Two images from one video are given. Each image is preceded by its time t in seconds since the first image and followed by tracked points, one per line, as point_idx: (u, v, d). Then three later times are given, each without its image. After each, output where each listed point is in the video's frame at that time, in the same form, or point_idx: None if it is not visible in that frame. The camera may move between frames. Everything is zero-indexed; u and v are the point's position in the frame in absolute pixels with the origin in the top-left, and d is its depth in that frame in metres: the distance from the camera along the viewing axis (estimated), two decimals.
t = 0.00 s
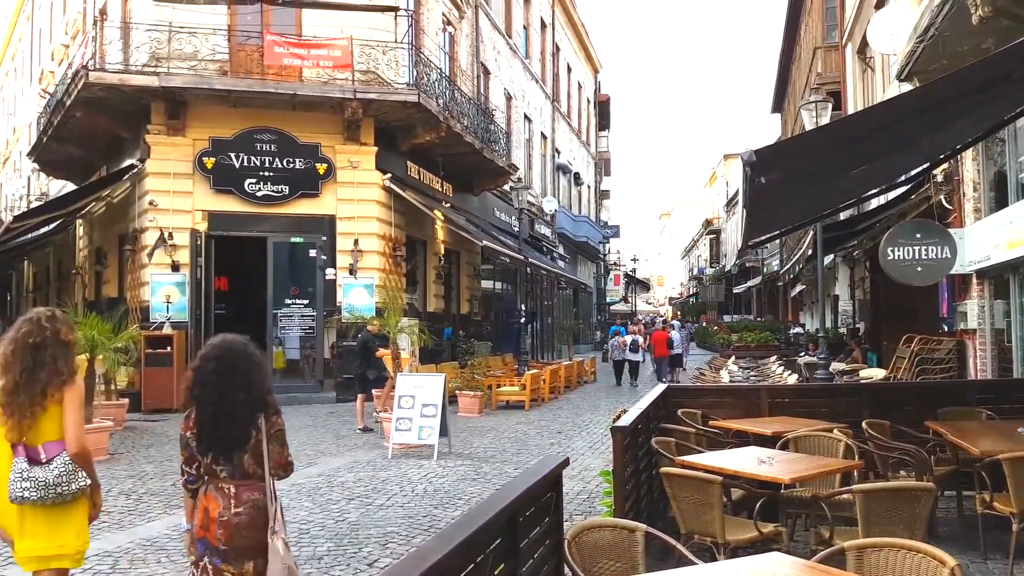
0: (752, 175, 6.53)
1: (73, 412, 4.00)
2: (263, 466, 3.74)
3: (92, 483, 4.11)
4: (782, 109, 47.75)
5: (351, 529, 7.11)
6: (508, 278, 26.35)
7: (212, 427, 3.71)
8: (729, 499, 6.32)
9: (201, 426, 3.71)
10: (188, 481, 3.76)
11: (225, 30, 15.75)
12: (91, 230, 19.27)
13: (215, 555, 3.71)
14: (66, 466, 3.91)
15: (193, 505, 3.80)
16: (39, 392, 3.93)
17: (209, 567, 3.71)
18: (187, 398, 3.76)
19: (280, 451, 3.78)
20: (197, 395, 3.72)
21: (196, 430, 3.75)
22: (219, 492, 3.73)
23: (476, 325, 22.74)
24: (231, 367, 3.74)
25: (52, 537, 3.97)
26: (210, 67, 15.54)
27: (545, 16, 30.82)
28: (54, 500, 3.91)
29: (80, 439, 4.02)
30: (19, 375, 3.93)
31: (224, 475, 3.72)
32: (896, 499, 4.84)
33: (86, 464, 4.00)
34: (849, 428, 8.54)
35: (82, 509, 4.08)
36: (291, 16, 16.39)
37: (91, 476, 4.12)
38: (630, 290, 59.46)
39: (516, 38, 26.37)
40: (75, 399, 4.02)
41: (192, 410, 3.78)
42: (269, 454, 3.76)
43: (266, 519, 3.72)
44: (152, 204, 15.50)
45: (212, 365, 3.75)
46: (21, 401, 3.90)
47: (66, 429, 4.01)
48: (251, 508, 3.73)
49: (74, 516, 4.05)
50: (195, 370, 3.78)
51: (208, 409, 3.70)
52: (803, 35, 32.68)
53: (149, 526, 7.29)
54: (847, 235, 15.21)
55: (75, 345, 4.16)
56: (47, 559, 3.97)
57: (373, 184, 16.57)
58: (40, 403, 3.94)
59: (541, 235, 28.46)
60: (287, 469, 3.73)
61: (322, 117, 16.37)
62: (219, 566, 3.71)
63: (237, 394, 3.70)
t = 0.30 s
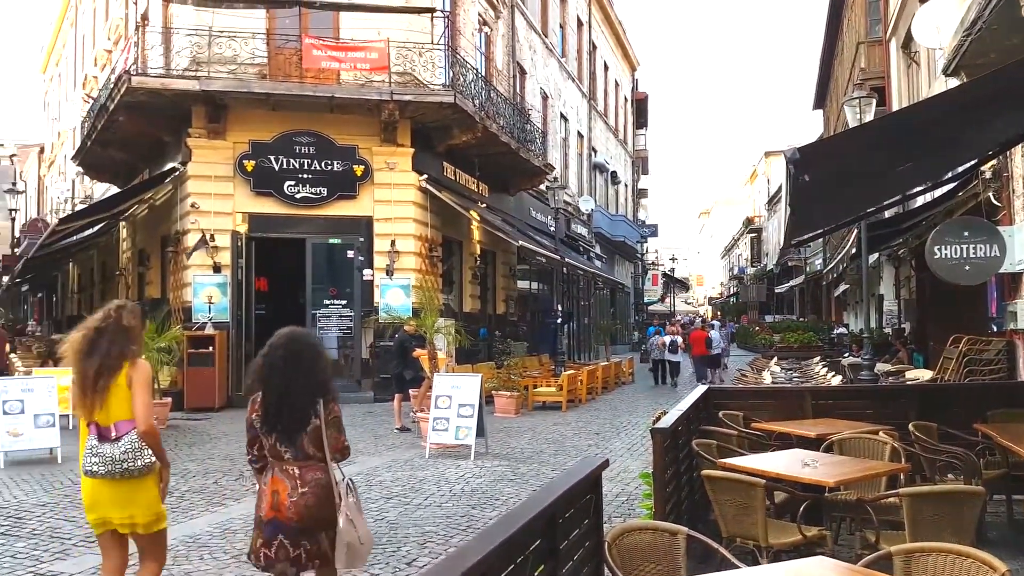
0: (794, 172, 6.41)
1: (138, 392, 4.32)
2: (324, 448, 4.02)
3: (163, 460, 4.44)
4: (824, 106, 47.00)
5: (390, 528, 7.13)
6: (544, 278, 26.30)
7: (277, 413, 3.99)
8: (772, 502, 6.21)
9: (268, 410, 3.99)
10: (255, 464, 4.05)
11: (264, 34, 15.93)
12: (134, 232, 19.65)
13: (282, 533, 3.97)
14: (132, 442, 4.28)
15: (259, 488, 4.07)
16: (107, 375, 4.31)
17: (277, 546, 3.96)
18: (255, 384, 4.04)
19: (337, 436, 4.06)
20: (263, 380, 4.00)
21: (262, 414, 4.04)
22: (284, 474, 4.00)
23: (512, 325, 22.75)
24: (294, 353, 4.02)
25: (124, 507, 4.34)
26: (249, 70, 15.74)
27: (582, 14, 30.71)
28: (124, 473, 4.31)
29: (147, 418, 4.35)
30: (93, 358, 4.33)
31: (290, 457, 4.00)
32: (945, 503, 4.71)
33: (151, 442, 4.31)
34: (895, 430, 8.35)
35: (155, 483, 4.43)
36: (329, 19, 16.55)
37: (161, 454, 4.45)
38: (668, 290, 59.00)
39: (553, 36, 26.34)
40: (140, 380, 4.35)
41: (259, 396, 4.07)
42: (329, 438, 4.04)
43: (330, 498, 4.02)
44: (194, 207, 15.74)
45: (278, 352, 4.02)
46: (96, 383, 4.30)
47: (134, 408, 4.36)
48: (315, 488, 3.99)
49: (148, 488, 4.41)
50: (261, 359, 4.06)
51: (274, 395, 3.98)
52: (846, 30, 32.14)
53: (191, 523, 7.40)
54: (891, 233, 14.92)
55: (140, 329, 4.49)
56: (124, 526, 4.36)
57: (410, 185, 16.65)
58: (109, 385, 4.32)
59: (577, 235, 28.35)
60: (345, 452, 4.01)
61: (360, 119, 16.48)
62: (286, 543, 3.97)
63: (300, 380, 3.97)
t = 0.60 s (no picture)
0: (839, 169, 6.57)
1: (211, 393, 4.52)
2: (386, 442, 4.26)
3: (230, 460, 4.64)
4: (867, 102, 46.15)
5: (427, 527, 7.16)
6: (579, 278, 26.25)
7: (342, 411, 4.20)
8: (814, 505, 6.11)
9: (332, 407, 4.20)
10: (320, 458, 4.29)
11: (301, 36, 16.09)
12: (175, 233, 20.01)
13: (348, 522, 4.23)
14: (203, 440, 4.46)
15: (325, 479, 4.30)
16: (182, 374, 4.49)
17: (343, 534, 4.23)
18: (319, 385, 4.25)
19: (398, 430, 4.31)
20: (327, 378, 4.21)
21: (327, 410, 4.26)
22: (349, 467, 4.23)
23: (547, 325, 22.73)
24: (354, 353, 4.23)
25: (192, 503, 4.52)
26: (287, 72, 15.91)
27: (618, 12, 30.55)
28: (194, 469, 4.49)
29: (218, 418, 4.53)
30: (170, 359, 4.51)
31: (353, 451, 4.23)
32: (994, 508, 4.58)
33: (221, 441, 4.50)
34: (941, 433, 8.18)
35: (221, 479, 4.63)
36: (365, 20, 16.68)
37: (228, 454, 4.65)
38: (705, 289, 58.51)
39: (589, 34, 26.24)
40: (213, 381, 4.54)
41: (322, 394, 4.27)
42: (390, 433, 4.28)
43: (391, 488, 4.29)
44: (234, 208, 15.96)
45: (340, 355, 4.23)
46: (173, 383, 4.48)
47: (206, 408, 4.55)
48: (378, 478, 4.25)
49: (213, 484, 4.60)
50: (324, 359, 4.25)
51: (337, 394, 4.19)
52: (889, 24, 31.50)
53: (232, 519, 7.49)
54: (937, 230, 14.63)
55: (212, 333, 4.69)
56: (190, 520, 4.54)
57: (445, 185, 16.70)
58: (184, 384, 4.51)
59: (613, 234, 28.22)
60: (406, 447, 4.27)
61: (395, 120, 16.57)
62: (352, 532, 4.23)
63: (363, 379, 4.18)
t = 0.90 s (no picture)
0: (883, 166, 6.46)
1: (296, 382, 4.85)
2: (434, 429, 4.66)
3: (308, 446, 4.93)
4: (910, 96, 45.22)
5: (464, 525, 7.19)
6: (614, 276, 26.14)
7: (395, 399, 4.63)
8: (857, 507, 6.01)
9: (387, 395, 4.63)
10: (375, 443, 4.69)
11: (338, 37, 16.24)
12: (215, 233, 20.33)
13: (398, 504, 4.65)
14: (290, 426, 4.75)
15: (378, 463, 4.72)
16: (270, 365, 4.79)
17: (395, 512, 4.65)
18: (374, 375, 4.69)
19: (445, 418, 4.71)
20: (383, 369, 4.64)
21: (381, 398, 4.68)
22: (401, 451, 4.64)
23: (582, 323, 22.66)
24: (406, 347, 4.66)
25: (275, 484, 4.79)
26: (325, 73, 16.07)
27: (655, 7, 30.32)
28: (280, 453, 4.76)
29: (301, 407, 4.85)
30: (261, 350, 4.79)
31: (405, 437, 4.63)
32: None
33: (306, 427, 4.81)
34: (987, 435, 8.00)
35: (299, 465, 4.91)
36: (402, 21, 16.79)
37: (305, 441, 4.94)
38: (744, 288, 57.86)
39: (625, 30, 26.06)
40: (297, 371, 4.87)
41: (377, 384, 4.71)
42: (438, 421, 4.68)
43: (438, 475, 4.67)
44: (273, 208, 16.15)
45: (393, 348, 4.67)
46: (264, 372, 4.77)
47: (289, 398, 4.85)
48: (427, 462, 4.64)
49: (292, 469, 4.88)
50: (378, 352, 4.70)
51: (391, 383, 4.63)
52: (934, 16, 30.82)
53: (271, 515, 7.60)
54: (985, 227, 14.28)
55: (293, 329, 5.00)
56: (273, 500, 4.80)
57: (480, 184, 16.72)
58: (272, 374, 4.80)
59: (650, 232, 28.04)
60: (453, 433, 4.66)
61: (431, 119, 16.64)
62: (402, 512, 4.66)
63: (413, 370, 4.62)
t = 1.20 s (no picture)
0: (928, 161, 6.30)
1: (357, 373, 5.10)
2: (478, 427, 4.69)
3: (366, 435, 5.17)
4: (956, 89, 44.21)
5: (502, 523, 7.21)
6: (651, 274, 25.98)
7: (442, 399, 4.66)
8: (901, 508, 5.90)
9: (434, 394, 4.67)
10: (422, 440, 4.73)
11: (374, 37, 16.35)
12: (255, 233, 20.60)
13: (442, 499, 4.69)
14: (352, 414, 4.99)
15: (424, 458, 4.76)
16: (333, 357, 5.04)
17: (439, 508, 4.69)
18: (421, 374, 4.71)
19: (490, 417, 4.73)
20: (431, 369, 4.66)
21: (429, 397, 4.71)
22: (447, 448, 4.67)
23: (618, 322, 22.54)
24: (454, 348, 4.68)
25: (337, 470, 5.02)
26: (361, 73, 16.19)
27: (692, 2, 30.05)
28: (343, 440, 5.00)
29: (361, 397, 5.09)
30: (324, 343, 5.03)
31: (452, 435, 4.67)
32: None
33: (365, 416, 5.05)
34: None
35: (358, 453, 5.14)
36: (437, 20, 16.85)
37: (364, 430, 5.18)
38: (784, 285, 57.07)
39: (662, 26, 25.87)
40: (359, 363, 5.13)
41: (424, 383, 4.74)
42: (482, 419, 4.71)
43: (482, 473, 4.70)
44: (310, 208, 16.30)
45: (441, 347, 4.70)
46: (327, 364, 5.02)
47: (351, 388, 5.10)
48: (471, 460, 4.68)
49: (352, 456, 5.11)
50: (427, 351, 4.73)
51: (438, 382, 4.66)
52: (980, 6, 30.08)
53: (310, 511, 7.68)
54: None
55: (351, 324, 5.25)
56: (334, 485, 5.03)
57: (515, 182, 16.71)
58: (335, 366, 5.05)
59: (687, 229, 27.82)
60: (498, 432, 4.68)
61: (465, 118, 16.68)
62: (445, 507, 4.69)
63: (460, 370, 4.64)
